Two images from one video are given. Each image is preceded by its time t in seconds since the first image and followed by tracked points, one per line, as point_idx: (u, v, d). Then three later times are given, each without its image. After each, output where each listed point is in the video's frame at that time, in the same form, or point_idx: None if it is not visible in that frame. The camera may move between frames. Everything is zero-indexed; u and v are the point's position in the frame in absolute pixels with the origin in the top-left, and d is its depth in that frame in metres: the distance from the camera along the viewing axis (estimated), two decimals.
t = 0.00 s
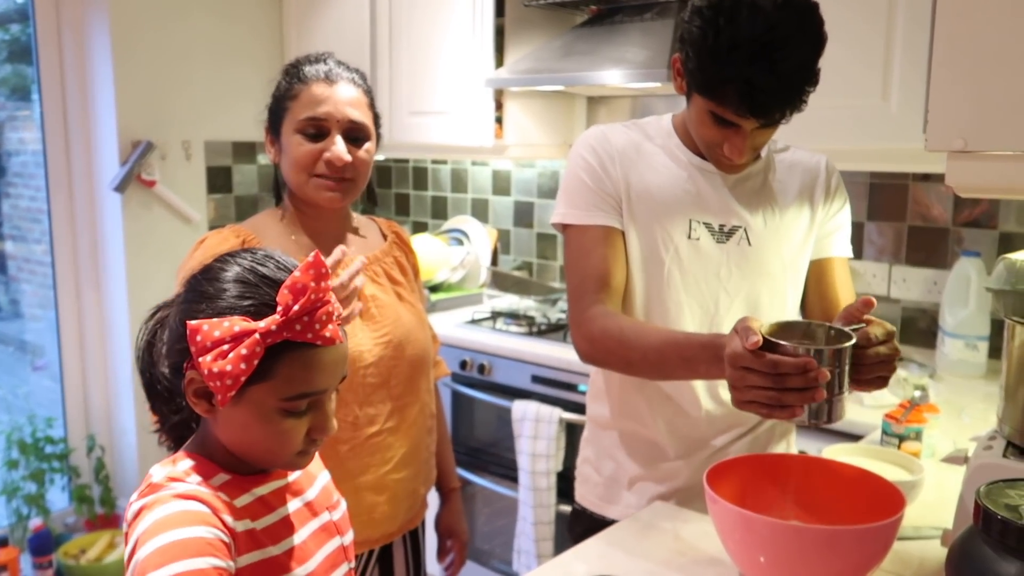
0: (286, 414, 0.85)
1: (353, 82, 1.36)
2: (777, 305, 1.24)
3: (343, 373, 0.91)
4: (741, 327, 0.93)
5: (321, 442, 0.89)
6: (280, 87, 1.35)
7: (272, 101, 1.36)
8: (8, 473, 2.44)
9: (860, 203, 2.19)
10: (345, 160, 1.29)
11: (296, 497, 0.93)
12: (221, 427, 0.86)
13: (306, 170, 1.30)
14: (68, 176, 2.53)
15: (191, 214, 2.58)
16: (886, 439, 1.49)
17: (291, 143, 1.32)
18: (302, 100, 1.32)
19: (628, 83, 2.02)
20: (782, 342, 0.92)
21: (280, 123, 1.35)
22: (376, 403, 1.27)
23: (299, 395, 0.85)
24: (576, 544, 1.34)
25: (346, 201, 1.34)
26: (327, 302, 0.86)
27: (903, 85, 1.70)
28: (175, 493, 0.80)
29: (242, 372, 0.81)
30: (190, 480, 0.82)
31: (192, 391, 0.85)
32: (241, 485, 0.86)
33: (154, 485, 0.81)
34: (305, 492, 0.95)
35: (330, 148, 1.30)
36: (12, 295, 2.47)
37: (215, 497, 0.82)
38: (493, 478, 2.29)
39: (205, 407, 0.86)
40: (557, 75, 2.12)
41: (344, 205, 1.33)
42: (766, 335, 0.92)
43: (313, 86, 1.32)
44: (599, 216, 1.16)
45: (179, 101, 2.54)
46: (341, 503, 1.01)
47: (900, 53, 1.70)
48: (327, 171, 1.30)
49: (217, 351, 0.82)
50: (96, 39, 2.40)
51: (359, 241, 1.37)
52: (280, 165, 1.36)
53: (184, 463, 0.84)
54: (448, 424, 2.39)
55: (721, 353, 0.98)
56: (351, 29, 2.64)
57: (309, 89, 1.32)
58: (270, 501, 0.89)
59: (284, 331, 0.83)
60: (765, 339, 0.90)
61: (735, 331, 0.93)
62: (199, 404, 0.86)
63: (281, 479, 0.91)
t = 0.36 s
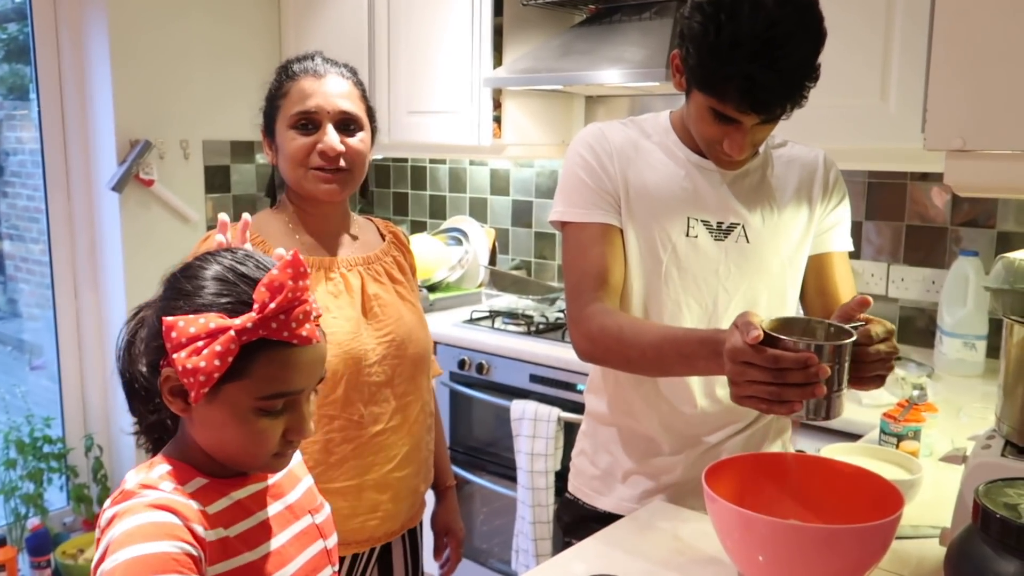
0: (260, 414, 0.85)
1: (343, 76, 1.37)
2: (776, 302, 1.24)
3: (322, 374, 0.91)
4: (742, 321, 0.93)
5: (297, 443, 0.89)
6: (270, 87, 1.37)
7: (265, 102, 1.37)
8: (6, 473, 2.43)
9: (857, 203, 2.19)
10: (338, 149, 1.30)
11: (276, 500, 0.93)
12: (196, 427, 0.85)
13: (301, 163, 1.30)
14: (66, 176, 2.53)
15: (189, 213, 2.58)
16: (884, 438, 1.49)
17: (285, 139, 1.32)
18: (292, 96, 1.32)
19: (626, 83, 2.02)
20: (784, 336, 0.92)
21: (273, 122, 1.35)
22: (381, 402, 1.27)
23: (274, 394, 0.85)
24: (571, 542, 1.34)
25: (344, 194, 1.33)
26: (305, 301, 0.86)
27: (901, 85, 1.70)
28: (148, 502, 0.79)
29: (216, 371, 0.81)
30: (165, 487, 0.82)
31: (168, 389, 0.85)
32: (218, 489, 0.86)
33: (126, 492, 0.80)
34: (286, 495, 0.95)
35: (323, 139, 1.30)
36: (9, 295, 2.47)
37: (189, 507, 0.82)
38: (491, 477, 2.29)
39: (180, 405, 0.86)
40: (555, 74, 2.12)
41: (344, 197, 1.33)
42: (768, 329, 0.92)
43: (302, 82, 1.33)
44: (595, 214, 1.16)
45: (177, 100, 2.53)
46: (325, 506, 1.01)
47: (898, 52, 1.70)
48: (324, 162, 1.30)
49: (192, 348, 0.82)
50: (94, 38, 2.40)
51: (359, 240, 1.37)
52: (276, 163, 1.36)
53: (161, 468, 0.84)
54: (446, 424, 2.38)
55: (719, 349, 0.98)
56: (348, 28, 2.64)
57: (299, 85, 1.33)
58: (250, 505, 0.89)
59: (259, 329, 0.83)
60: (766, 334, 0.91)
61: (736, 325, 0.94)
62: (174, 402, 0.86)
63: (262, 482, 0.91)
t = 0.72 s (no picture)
0: (215, 414, 0.85)
1: (338, 74, 1.37)
2: (774, 302, 1.24)
3: (285, 376, 0.90)
4: (733, 320, 0.94)
5: (261, 447, 0.87)
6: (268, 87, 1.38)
7: (263, 103, 1.38)
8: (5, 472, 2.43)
9: (857, 203, 2.19)
10: (323, 144, 1.28)
11: (256, 504, 0.93)
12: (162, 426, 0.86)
13: (288, 158, 1.30)
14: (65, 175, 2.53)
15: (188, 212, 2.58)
16: (883, 439, 1.49)
17: (276, 133, 1.32)
18: (285, 92, 1.33)
19: (625, 83, 2.02)
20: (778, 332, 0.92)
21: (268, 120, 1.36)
22: (377, 402, 1.27)
23: (229, 394, 0.85)
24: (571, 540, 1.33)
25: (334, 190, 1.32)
26: (255, 299, 0.86)
27: (901, 85, 1.70)
28: (109, 511, 0.79)
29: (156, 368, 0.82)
30: (132, 494, 0.82)
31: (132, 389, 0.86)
32: (191, 494, 0.87)
33: (94, 498, 0.81)
34: (268, 500, 0.95)
35: (307, 134, 1.29)
36: (8, 294, 2.47)
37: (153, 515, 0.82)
38: (490, 477, 2.29)
39: (146, 405, 0.86)
40: (555, 74, 2.12)
41: (331, 193, 1.31)
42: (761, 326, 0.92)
43: (296, 77, 1.33)
44: (589, 214, 1.17)
45: (176, 100, 2.53)
46: (314, 510, 1.02)
47: (897, 53, 1.70)
48: (309, 157, 1.29)
49: (140, 344, 0.84)
50: (93, 36, 2.40)
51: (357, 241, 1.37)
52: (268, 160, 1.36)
53: (134, 473, 0.85)
54: (446, 423, 2.39)
55: (714, 346, 0.98)
56: (347, 28, 2.64)
57: (292, 82, 1.33)
58: (227, 509, 0.90)
59: (204, 326, 0.83)
60: (758, 332, 0.91)
61: (728, 324, 0.94)
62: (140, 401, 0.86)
63: (238, 486, 0.92)
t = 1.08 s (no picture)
0: (154, 407, 0.84)
1: (320, 75, 1.34)
2: (772, 301, 1.24)
3: (229, 376, 0.86)
4: (733, 313, 0.94)
5: (200, 450, 0.84)
6: (251, 93, 1.36)
7: (249, 108, 1.37)
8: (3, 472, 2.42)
9: (856, 204, 2.19)
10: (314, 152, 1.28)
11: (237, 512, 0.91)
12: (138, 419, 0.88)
13: (281, 168, 1.30)
14: (64, 175, 2.53)
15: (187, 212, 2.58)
16: (881, 439, 1.49)
17: (265, 143, 1.32)
18: (269, 100, 1.31)
19: (625, 84, 2.02)
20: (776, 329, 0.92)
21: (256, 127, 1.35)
22: (372, 403, 1.27)
23: (163, 389, 0.83)
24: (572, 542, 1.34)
25: (329, 193, 1.33)
26: (188, 290, 0.84)
27: (900, 86, 1.70)
28: (67, 503, 0.81)
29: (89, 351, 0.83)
30: (97, 488, 0.83)
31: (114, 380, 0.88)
32: (166, 493, 0.87)
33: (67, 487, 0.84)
34: (254, 508, 0.92)
35: (298, 142, 1.29)
36: (6, 294, 2.46)
37: (112, 513, 0.82)
38: (489, 478, 2.29)
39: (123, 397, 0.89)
40: (555, 75, 2.12)
41: (326, 198, 1.32)
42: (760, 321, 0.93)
43: (278, 85, 1.31)
44: (580, 219, 1.17)
45: (176, 99, 2.53)
46: (312, 525, 0.97)
47: (897, 54, 1.70)
48: (299, 167, 1.29)
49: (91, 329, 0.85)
50: (93, 36, 2.40)
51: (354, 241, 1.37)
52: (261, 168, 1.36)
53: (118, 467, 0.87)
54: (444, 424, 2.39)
55: (708, 343, 0.99)
56: (347, 28, 2.64)
57: (276, 88, 1.31)
58: (199, 515, 0.88)
59: (133, 313, 0.83)
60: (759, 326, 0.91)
61: (727, 317, 0.94)
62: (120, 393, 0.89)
63: (218, 492, 0.90)
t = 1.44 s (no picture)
0: (148, 364, 0.81)
1: (314, 79, 1.33)
2: (767, 300, 1.24)
3: (219, 322, 0.83)
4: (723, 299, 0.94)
5: (190, 401, 0.80)
6: (246, 97, 1.35)
7: (244, 114, 1.36)
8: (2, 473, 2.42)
9: (854, 204, 2.19)
10: (316, 158, 1.27)
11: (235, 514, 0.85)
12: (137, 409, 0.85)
13: (283, 176, 1.29)
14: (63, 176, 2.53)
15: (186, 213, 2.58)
16: (880, 439, 1.49)
17: (264, 150, 1.31)
18: (266, 105, 1.31)
19: (623, 84, 2.02)
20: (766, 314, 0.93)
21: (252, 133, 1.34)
22: (371, 410, 1.27)
23: (152, 343, 0.81)
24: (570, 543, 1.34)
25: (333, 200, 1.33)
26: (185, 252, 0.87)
27: (898, 86, 1.70)
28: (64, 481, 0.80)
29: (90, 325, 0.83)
30: (96, 471, 0.82)
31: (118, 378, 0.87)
32: (161, 487, 0.83)
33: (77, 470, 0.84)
34: (250, 510, 0.86)
35: (300, 148, 1.28)
36: (5, 295, 2.46)
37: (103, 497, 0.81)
38: (488, 478, 2.29)
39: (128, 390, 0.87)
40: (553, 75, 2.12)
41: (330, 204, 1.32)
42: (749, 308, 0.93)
43: (275, 90, 1.30)
44: (578, 220, 1.17)
45: (174, 100, 2.53)
46: (312, 535, 0.89)
47: (895, 54, 1.70)
48: (302, 173, 1.28)
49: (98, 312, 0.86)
50: (91, 37, 2.40)
51: (351, 244, 1.37)
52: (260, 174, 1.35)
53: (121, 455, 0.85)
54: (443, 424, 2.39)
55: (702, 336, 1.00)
56: (345, 29, 2.64)
57: (273, 94, 1.30)
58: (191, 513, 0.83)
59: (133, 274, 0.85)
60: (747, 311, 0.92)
61: (718, 304, 0.94)
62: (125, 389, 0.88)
63: (218, 491, 0.85)
